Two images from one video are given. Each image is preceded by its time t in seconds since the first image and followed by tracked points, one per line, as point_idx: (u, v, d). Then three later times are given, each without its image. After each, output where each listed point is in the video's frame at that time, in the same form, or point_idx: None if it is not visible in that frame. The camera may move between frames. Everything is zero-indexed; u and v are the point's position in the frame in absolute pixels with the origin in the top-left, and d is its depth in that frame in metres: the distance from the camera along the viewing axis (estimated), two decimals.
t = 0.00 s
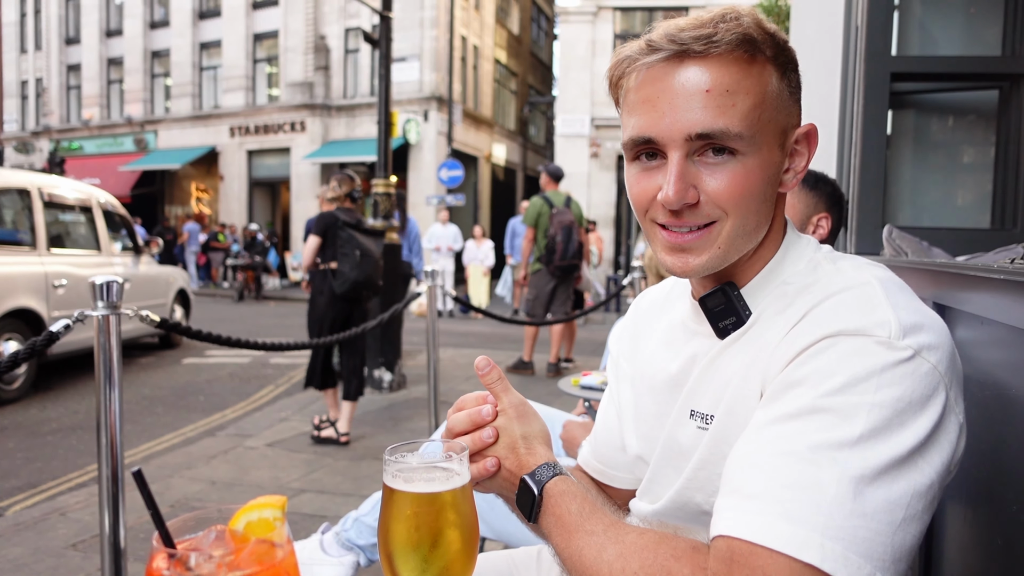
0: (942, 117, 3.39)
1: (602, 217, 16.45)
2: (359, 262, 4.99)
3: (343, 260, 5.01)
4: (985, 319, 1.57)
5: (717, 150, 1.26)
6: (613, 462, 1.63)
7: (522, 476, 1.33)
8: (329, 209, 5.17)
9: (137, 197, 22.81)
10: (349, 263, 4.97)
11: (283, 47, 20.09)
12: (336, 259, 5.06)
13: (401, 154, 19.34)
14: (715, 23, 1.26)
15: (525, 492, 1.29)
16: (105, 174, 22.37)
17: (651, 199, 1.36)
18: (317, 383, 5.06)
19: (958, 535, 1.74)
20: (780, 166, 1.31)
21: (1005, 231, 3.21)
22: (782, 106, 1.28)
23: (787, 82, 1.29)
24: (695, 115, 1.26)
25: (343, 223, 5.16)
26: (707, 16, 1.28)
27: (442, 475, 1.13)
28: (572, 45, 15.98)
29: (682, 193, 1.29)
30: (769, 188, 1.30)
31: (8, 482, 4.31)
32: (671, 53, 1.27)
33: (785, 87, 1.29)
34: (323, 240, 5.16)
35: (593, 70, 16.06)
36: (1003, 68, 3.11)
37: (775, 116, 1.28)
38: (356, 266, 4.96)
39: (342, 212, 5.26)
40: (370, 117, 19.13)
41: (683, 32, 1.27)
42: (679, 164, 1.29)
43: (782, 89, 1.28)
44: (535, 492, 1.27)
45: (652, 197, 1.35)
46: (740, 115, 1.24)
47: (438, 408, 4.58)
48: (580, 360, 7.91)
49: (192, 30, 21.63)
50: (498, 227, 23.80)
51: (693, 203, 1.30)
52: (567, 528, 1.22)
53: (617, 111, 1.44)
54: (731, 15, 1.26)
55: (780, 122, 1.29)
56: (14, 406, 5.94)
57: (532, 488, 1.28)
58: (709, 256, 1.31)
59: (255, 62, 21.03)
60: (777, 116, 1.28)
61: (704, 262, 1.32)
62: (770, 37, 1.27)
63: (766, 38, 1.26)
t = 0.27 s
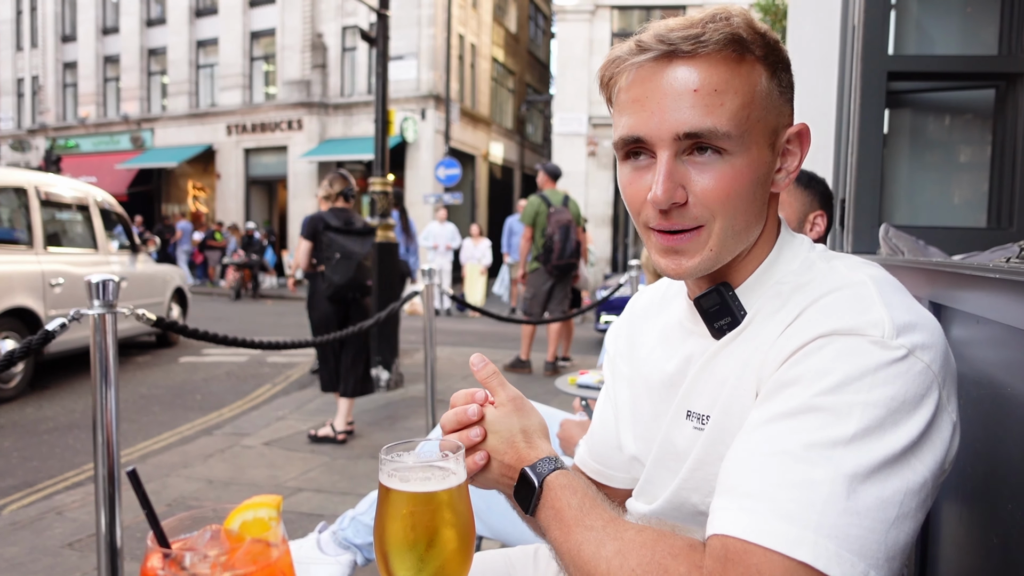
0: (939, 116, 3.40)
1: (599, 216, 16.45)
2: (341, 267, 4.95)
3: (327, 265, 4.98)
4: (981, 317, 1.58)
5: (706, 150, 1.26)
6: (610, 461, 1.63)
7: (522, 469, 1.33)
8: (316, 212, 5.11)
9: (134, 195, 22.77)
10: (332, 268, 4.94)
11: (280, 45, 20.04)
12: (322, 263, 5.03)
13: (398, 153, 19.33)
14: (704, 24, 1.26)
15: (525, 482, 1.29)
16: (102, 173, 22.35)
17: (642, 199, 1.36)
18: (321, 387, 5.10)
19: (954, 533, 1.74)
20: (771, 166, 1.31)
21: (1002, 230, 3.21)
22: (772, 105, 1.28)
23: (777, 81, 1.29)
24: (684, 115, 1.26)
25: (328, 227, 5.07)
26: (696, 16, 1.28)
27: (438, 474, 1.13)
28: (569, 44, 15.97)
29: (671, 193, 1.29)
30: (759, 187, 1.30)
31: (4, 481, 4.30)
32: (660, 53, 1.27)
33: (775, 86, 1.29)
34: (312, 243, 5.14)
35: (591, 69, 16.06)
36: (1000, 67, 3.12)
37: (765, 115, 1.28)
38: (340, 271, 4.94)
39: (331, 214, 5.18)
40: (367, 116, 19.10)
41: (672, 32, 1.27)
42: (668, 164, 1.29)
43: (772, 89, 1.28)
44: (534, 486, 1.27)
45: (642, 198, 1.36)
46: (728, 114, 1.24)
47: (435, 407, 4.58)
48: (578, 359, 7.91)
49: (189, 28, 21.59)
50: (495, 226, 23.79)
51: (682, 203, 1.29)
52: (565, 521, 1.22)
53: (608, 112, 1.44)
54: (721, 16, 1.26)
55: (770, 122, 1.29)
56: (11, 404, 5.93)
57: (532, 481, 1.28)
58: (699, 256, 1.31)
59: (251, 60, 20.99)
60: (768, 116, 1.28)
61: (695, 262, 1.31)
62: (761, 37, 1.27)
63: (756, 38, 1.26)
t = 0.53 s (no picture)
0: (937, 116, 3.40)
1: (598, 215, 16.47)
2: (336, 267, 4.94)
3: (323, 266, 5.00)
4: (980, 317, 1.58)
5: (700, 150, 1.26)
6: (610, 461, 1.63)
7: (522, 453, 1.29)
8: (313, 214, 5.17)
9: (132, 196, 22.77)
10: (326, 268, 4.95)
11: (278, 46, 20.03)
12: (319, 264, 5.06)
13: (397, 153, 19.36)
14: (703, 24, 1.26)
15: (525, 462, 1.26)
16: (100, 173, 22.35)
17: (637, 198, 1.36)
18: (318, 388, 5.10)
19: (953, 534, 1.74)
20: (767, 167, 1.31)
21: (1000, 229, 3.20)
22: (769, 106, 1.28)
23: (775, 83, 1.29)
24: (680, 114, 1.26)
25: (324, 228, 5.11)
26: (696, 16, 1.29)
27: (437, 476, 1.13)
28: (568, 44, 15.98)
29: (663, 192, 1.29)
30: (756, 188, 1.30)
31: (3, 482, 4.30)
32: (657, 53, 1.27)
33: (773, 87, 1.29)
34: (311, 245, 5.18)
35: (589, 69, 16.08)
36: (997, 67, 3.12)
37: (762, 117, 1.28)
38: (334, 271, 4.93)
39: (328, 215, 5.21)
40: (365, 116, 19.10)
41: (670, 32, 1.28)
42: (662, 162, 1.29)
43: (771, 90, 1.28)
44: (537, 470, 1.24)
45: (637, 196, 1.36)
46: (722, 114, 1.25)
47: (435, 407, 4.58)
48: (576, 359, 7.92)
49: (187, 28, 21.58)
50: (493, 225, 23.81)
51: (675, 203, 1.29)
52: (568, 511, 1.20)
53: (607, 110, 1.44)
54: (720, 16, 1.26)
55: (767, 123, 1.28)
56: (9, 406, 5.92)
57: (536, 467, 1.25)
58: (693, 255, 1.30)
59: (250, 61, 20.98)
60: (765, 117, 1.28)
61: (689, 261, 1.31)
62: (761, 37, 1.26)
63: (755, 38, 1.26)
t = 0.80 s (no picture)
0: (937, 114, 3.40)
1: (597, 214, 16.47)
2: (338, 266, 4.93)
3: (325, 266, 5.00)
4: (980, 316, 1.58)
5: (701, 148, 1.26)
6: (611, 458, 1.63)
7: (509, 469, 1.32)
8: (313, 213, 5.16)
9: (131, 194, 22.75)
10: (328, 268, 4.94)
11: (277, 44, 20.01)
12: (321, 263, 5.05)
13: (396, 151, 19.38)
14: (707, 21, 1.26)
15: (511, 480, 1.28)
16: (99, 171, 22.33)
17: (638, 195, 1.35)
18: (316, 385, 5.10)
19: (952, 532, 1.74)
20: (769, 166, 1.31)
21: (999, 228, 3.21)
22: (771, 106, 1.28)
23: (778, 81, 1.29)
24: (683, 111, 1.26)
25: (325, 227, 5.10)
26: (700, 14, 1.28)
27: (437, 473, 1.13)
28: (567, 42, 15.96)
29: (664, 188, 1.28)
30: (757, 187, 1.30)
31: (2, 480, 4.29)
32: (660, 50, 1.27)
33: (777, 85, 1.28)
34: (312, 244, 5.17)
35: (589, 67, 16.07)
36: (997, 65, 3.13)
37: (764, 115, 1.27)
38: (336, 271, 4.92)
39: (329, 214, 5.21)
40: (365, 114, 19.10)
41: (674, 29, 1.28)
42: (664, 159, 1.29)
43: (774, 89, 1.28)
44: (524, 489, 1.26)
45: (639, 193, 1.35)
46: (723, 112, 1.24)
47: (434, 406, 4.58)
48: (575, 357, 7.93)
49: (185, 26, 21.56)
50: (493, 224, 23.82)
51: (675, 199, 1.29)
52: (557, 520, 1.21)
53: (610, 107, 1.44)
54: (725, 14, 1.26)
55: (769, 122, 1.28)
56: (8, 404, 5.92)
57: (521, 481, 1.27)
58: (693, 252, 1.31)
59: (249, 59, 20.96)
60: (768, 115, 1.28)
61: (690, 258, 1.31)
62: (766, 35, 1.26)
63: (760, 36, 1.26)
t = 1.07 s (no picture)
0: (937, 117, 3.40)
1: (597, 215, 16.47)
2: (343, 269, 4.94)
3: (329, 267, 4.98)
4: (979, 318, 1.58)
5: (700, 153, 1.26)
6: (611, 459, 1.63)
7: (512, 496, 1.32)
8: (316, 214, 5.11)
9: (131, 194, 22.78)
10: (333, 271, 4.94)
11: (278, 44, 20.03)
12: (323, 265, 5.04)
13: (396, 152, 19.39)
14: (706, 25, 1.26)
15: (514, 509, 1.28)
16: (99, 171, 22.37)
17: (639, 199, 1.36)
18: (315, 386, 5.10)
19: (952, 534, 1.74)
20: (768, 170, 1.31)
21: (999, 231, 3.21)
22: (771, 109, 1.28)
23: (778, 84, 1.29)
24: (682, 116, 1.26)
25: (329, 229, 5.07)
26: (700, 17, 1.28)
27: (436, 474, 1.13)
28: (568, 43, 15.96)
29: (664, 194, 1.29)
30: (757, 190, 1.30)
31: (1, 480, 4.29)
32: (659, 54, 1.27)
33: (776, 89, 1.28)
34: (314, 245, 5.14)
35: (589, 68, 16.07)
36: (997, 68, 3.13)
37: (763, 119, 1.27)
38: (341, 274, 4.93)
39: (331, 215, 5.19)
40: (365, 115, 19.11)
41: (673, 33, 1.28)
42: (664, 164, 1.29)
43: (773, 92, 1.28)
44: (523, 512, 1.26)
45: (639, 197, 1.36)
46: (723, 116, 1.24)
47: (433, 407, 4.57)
48: (575, 359, 7.93)
49: (186, 26, 21.58)
50: (493, 224, 23.82)
51: (676, 204, 1.29)
52: (552, 540, 1.22)
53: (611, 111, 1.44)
54: (725, 17, 1.26)
55: (769, 125, 1.28)
56: (8, 404, 5.92)
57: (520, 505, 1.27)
58: (692, 256, 1.31)
59: (249, 59, 20.97)
60: (767, 119, 1.28)
61: (688, 261, 1.31)
62: (765, 38, 1.26)
63: (759, 40, 1.25)
